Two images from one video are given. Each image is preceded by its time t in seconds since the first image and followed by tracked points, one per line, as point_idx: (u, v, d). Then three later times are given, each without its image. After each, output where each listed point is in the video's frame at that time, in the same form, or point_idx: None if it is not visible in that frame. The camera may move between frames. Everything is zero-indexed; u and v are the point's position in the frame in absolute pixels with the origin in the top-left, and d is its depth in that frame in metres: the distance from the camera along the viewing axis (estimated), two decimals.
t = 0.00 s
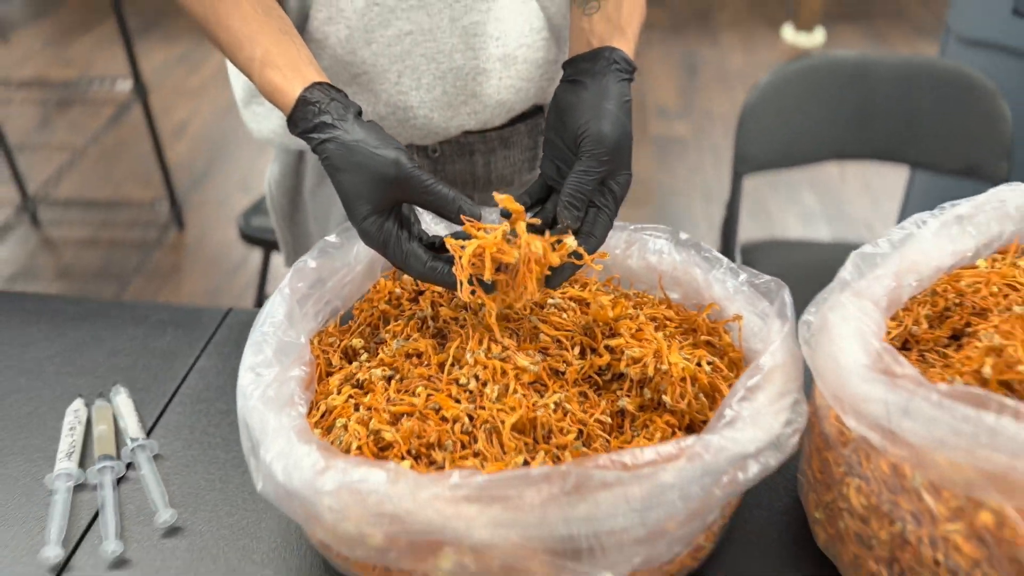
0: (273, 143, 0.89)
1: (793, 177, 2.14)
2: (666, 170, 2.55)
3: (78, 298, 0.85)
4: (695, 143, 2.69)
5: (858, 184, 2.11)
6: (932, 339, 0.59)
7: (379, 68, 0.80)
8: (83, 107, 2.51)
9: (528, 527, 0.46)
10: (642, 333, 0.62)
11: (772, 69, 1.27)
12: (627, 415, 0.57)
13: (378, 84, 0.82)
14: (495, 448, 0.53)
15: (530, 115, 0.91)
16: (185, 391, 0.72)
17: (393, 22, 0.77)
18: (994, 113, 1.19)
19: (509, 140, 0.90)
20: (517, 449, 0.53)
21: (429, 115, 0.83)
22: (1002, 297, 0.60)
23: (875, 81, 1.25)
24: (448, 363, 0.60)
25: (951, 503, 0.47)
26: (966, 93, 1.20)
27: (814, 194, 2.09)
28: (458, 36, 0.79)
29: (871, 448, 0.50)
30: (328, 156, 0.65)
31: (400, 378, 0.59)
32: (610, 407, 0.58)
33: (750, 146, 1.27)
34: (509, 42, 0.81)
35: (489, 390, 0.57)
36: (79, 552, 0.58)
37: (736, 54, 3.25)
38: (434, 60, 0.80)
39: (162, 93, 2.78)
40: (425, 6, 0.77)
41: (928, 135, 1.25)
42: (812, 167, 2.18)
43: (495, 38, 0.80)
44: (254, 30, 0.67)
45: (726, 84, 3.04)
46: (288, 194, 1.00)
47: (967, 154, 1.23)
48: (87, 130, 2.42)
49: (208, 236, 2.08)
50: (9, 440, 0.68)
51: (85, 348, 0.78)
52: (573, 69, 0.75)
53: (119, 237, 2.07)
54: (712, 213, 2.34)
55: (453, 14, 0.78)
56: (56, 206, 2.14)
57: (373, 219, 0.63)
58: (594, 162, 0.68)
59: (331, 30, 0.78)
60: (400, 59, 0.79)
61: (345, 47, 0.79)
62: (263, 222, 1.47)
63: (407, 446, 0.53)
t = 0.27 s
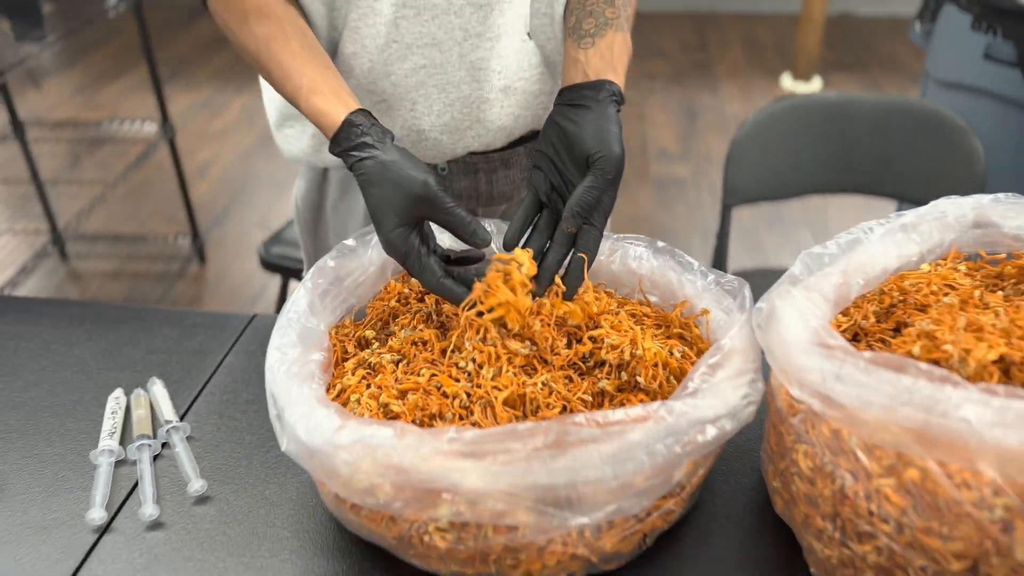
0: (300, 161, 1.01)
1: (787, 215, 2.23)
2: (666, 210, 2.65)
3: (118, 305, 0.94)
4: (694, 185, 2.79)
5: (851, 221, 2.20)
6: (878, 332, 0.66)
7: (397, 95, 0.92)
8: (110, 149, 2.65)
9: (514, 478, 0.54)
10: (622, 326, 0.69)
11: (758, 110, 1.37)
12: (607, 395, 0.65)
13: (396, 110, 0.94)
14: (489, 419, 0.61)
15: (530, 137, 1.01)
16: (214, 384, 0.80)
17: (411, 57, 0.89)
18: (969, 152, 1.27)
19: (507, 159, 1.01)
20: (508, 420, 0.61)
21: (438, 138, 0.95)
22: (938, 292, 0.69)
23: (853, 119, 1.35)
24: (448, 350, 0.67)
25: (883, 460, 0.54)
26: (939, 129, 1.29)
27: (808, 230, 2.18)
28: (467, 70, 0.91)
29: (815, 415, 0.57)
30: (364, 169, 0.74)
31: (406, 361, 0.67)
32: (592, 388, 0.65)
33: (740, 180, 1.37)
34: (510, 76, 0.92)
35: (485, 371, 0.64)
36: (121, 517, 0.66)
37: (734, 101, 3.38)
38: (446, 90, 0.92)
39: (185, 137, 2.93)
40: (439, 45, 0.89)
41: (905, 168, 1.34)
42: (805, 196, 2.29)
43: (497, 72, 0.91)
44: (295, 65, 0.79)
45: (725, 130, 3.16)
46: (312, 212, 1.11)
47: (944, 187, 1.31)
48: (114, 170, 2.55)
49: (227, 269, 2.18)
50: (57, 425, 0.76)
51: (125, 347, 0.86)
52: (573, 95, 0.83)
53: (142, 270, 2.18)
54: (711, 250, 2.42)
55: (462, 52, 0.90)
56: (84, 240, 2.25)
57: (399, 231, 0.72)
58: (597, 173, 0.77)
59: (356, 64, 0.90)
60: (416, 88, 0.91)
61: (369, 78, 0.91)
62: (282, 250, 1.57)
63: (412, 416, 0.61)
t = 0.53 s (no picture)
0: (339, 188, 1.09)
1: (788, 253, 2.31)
2: (672, 251, 2.73)
3: (158, 322, 1.02)
4: (698, 227, 2.88)
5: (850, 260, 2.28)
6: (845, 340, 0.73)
7: (428, 133, 1.02)
8: (139, 191, 2.78)
9: (515, 459, 0.61)
10: (614, 333, 0.77)
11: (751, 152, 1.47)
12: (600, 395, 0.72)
13: (426, 146, 1.03)
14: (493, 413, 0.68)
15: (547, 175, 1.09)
16: (246, 392, 0.88)
17: (441, 99, 0.99)
18: (955, 193, 1.36)
19: (524, 194, 1.10)
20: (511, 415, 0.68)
21: (463, 171, 1.04)
22: (899, 303, 0.76)
23: (841, 161, 1.44)
24: (457, 354, 0.75)
25: (841, 445, 0.61)
26: (923, 171, 1.38)
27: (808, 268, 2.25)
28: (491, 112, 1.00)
29: (782, 408, 0.65)
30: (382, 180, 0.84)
31: (420, 364, 0.74)
32: (587, 389, 0.72)
33: (736, 217, 1.45)
34: (530, 119, 1.00)
35: (490, 372, 0.72)
36: (163, 504, 0.73)
37: (738, 148, 3.50)
38: (471, 128, 1.01)
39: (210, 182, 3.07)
40: (466, 89, 0.98)
41: (892, 207, 1.42)
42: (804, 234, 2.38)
43: (518, 115, 1.00)
44: (326, 89, 0.90)
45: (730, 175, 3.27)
46: (347, 236, 1.21)
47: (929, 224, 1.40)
48: (143, 211, 2.68)
49: (248, 306, 2.27)
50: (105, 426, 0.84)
51: (165, 358, 0.95)
52: (590, 111, 0.93)
53: (168, 305, 2.28)
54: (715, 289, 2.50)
55: (487, 96, 0.99)
56: (112, 277, 2.36)
57: (406, 234, 0.81)
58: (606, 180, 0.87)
59: (392, 105, 1.00)
60: (444, 127, 1.00)
61: (404, 117, 1.01)
62: (304, 283, 1.66)
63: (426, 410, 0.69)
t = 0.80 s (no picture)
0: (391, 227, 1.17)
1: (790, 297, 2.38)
2: (677, 296, 2.82)
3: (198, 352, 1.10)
4: (703, 272, 2.97)
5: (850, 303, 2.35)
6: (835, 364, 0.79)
7: (475, 179, 1.08)
8: (164, 239, 2.90)
9: (534, 467, 0.68)
10: (623, 358, 0.84)
11: (750, 198, 1.55)
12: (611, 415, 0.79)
13: (473, 190, 1.09)
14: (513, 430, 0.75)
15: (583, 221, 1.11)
16: (283, 416, 0.95)
17: (486, 149, 1.05)
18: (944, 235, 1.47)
19: (559, 238, 1.12)
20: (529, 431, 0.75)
21: (505, 216, 1.08)
22: (883, 330, 0.83)
23: (837, 208, 1.52)
24: (479, 377, 0.83)
25: (829, 454, 0.67)
26: (916, 218, 1.47)
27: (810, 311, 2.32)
28: (533, 161, 1.05)
29: (775, 423, 0.72)
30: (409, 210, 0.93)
31: (445, 386, 0.82)
32: (598, 409, 0.79)
33: (737, 260, 1.54)
34: (570, 170, 1.05)
35: (509, 394, 0.79)
36: (209, 515, 0.79)
37: (741, 197, 3.61)
38: (515, 176, 1.06)
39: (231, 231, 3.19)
40: (512, 140, 1.04)
41: (886, 250, 1.51)
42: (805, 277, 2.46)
43: (558, 167, 1.04)
44: (377, 131, 1.02)
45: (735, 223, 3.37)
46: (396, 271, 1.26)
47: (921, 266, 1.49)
48: (167, 257, 2.79)
49: (269, 349, 2.36)
50: (153, 446, 0.90)
51: (207, 383, 1.02)
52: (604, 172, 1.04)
53: (190, 348, 2.36)
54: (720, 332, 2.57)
55: (530, 148, 1.04)
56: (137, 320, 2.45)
57: (423, 247, 0.89)
58: (599, 222, 0.96)
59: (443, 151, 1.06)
60: (489, 175, 1.06)
61: (452, 164, 1.08)
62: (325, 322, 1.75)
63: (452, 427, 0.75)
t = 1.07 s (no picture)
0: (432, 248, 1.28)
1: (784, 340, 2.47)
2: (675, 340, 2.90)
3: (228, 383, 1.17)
4: (699, 317, 3.06)
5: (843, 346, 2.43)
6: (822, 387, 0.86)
7: (501, 216, 1.20)
8: (177, 287, 2.99)
9: (549, 478, 0.75)
10: (628, 384, 0.92)
11: (742, 245, 1.64)
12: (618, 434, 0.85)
13: (498, 227, 1.22)
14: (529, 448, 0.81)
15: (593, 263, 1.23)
16: (311, 441, 1.01)
17: (515, 189, 1.17)
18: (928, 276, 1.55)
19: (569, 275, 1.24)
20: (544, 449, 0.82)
21: (524, 248, 1.21)
22: (865, 357, 0.91)
23: (826, 252, 1.62)
24: (496, 401, 0.90)
25: (816, 465, 0.74)
26: (904, 261, 1.56)
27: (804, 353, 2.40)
28: (555, 203, 1.17)
29: (767, 438, 0.79)
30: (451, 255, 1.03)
31: (464, 411, 0.89)
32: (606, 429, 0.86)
33: (733, 302, 1.62)
34: (584, 219, 1.18)
35: (524, 417, 0.86)
36: (246, 533, 0.85)
37: (735, 246, 3.73)
38: (535, 217, 1.18)
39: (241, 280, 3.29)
40: (537, 184, 1.16)
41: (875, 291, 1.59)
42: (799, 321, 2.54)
43: (576, 211, 1.16)
44: (436, 170, 1.13)
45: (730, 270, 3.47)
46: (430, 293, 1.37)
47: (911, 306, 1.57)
48: (180, 305, 2.87)
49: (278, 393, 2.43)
50: (190, 469, 0.96)
51: (239, 411, 1.09)
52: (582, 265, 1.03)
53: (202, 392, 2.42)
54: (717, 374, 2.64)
55: (553, 192, 1.17)
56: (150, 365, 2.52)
57: (461, 284, 0.96)
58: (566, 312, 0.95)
59: (477, 186, 1.20)
60: (514, 212, 1.19)
61: (484, 198, 1.21)
62: (339, 364, 1.83)
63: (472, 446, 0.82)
